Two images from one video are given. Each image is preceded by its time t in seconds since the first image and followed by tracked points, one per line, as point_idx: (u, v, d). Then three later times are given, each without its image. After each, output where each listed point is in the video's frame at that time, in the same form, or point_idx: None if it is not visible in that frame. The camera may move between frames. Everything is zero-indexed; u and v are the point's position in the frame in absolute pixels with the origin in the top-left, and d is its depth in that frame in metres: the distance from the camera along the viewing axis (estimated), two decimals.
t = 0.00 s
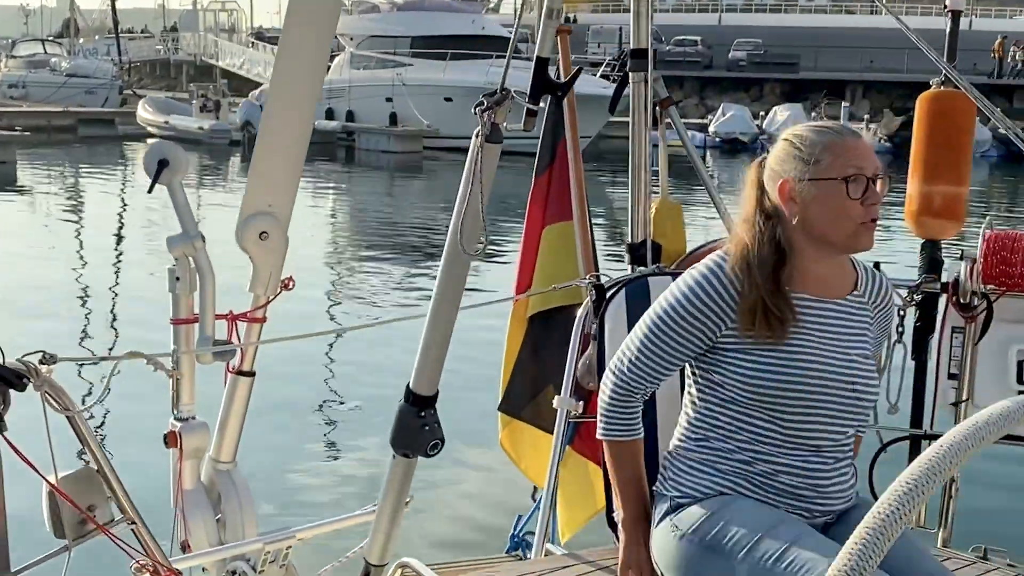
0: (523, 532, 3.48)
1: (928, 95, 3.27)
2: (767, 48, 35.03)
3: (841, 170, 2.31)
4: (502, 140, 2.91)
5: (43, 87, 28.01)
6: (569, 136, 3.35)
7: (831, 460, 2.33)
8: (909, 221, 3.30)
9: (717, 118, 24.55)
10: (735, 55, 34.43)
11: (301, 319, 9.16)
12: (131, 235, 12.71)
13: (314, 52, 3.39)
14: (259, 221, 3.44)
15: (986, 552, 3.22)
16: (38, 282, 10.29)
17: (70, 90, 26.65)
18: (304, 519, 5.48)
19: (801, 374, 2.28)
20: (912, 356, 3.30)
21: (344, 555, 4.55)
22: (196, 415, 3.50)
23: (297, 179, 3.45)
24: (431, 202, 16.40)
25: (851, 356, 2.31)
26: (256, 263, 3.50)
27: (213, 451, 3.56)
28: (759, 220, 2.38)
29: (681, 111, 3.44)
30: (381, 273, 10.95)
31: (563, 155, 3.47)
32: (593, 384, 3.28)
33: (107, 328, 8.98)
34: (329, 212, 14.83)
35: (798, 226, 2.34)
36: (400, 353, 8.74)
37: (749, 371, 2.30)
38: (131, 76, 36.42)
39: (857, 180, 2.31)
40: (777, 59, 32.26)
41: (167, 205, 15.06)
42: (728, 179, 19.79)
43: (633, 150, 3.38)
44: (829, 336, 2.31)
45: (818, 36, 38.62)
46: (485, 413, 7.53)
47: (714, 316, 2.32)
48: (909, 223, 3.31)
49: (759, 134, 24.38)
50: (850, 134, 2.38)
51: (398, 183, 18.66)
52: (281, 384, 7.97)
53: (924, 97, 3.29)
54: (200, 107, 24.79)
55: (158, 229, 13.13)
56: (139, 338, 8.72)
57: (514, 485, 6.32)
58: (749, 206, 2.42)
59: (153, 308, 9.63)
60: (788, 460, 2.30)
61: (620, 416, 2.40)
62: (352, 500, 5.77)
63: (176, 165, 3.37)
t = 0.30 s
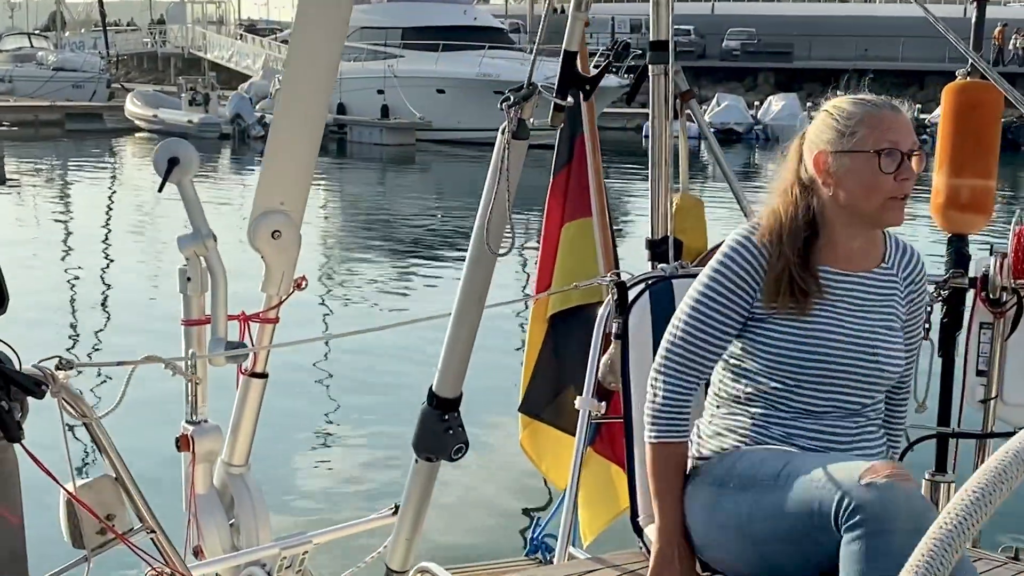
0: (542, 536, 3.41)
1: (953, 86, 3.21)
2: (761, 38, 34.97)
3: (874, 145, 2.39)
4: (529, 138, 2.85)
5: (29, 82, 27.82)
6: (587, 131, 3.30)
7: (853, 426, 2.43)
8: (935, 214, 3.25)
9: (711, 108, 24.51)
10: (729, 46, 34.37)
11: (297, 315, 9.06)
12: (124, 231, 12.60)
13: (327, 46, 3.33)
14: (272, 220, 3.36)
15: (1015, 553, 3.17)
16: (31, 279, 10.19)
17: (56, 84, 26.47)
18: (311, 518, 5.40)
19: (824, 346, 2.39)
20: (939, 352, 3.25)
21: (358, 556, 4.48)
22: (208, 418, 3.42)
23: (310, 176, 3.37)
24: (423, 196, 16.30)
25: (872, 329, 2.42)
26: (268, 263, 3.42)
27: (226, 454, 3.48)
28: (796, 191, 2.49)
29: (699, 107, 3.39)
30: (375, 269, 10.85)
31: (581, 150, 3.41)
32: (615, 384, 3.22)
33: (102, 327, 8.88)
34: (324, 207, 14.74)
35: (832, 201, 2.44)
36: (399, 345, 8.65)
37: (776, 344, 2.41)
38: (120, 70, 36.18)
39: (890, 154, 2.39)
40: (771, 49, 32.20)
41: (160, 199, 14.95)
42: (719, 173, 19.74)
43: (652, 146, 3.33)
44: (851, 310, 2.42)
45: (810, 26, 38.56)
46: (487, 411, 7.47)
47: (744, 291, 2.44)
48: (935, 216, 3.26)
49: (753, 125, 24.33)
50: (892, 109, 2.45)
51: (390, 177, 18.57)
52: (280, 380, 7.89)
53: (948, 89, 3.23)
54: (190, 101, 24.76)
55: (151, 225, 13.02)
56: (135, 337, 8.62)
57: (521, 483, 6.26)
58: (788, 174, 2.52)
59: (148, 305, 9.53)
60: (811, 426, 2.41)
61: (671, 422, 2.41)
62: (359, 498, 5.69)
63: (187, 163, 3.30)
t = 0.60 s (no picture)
0: (556, 534, 3.37)
1: (972, 75, 3.17)
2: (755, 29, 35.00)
3: (848, 151, 2.43)
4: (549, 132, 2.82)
5: (16, 74, 27.65)
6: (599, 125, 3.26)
7: (827, 426, 2.46)
8: (954, 204, 3.22)
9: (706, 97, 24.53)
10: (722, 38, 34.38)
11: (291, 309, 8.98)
12: (115, 226, 12.49)
13: (336, 39, 3.27)
14: (281, 215, 3.30)
15: None
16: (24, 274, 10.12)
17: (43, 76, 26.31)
18: (315, 512, 5.35)
19: (800, 350, 2.42)
20: (957, 345, 3.23)
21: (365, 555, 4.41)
22: (216, 417, 3.36)
23: (319, 171, 3.31)
24: (414, 187, 16.22)
25: (842, 333, 2.46)
26: (277, 259, 3.37)
27: (235, 454, 3.43)
28: (771, 196, 2.52)
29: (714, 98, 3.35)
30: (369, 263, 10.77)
31: (594, 142, 3.37)
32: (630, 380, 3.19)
33: (94, 322, 8.80)
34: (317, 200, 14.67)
35: (804, 206, 2.47)
36: (393, 335, 8.57)
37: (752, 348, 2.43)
38: (106, 62, 35.94)
39: (863, 160, 2.43)
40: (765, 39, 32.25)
41: (149, 193, 14.84)
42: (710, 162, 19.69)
43: (667, 139, 3.29)
44: (823, 314, 2.46)
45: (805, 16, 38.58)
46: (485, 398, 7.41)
47: (720, 295, 2.46)
48: (954, 209, 3.23)
49: (746, 115, 24.32)
50: (865, 114, 2.49)
51: (380, 168, 18.48)
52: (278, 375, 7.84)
53: (966, 77, 3.19)
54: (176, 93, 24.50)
55: (140, 219, 12.92)
56: (128, 332, 8.54)
57: (522, 470, 6.20)
58: (763, 178, 2.55)
59: (140, 299, 9.44)
60: (787, 429, 2.44)
61: (655, 429, 2.42)
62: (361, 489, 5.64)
63: (194, 158, 3.26)
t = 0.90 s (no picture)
0: (564, 530, 3.31)
1: (987, 61, 3.12)
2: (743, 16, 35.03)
3: (813, 146, 2.45)
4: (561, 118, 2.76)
5: None
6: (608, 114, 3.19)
7: (833, 411, 2.42)
8: (969, 193, 3.17)
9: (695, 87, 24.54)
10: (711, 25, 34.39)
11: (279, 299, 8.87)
12: (99, 218, 12.36)
13: (338, 24, 3.18)
14: (282, 206, 3.22)
15: None
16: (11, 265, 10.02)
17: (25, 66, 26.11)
18: (313, 500, 5.26)
19: (790, 336, 2.41)
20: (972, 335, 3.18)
21: (363, 554, 4.33)
22: (217, 412, 3.30)
23: (321, 161, 3.23)
24: (402, 178, 16.16)
25: (831, 315, 2.46)
26: (277, 250, 3.29)
27: (235, 449, 3.36)
28: (738, 196, 2.53)
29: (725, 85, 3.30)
30: (358, 255, 10.67)
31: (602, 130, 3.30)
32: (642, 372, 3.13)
33: (80, 316, 8.68)
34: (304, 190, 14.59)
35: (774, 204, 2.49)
36: (384, 319, 8.48)
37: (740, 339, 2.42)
38: (89, 51, 35.71)
39: (830, 153, 2.45)
40: (752, 26, 32.26)
41: (133, 185, 14.70)
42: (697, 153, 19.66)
43: (677, 127, 3.22)
44: (809, 300, 2.46)
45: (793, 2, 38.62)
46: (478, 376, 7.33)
47: (697, 295, 2.47)
48: (968, 197, 3.18)
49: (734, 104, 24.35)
50: (827, 110, 2.51)
51: (366, 159, 18.37)
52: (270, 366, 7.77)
53: (981, 64, 3.14)
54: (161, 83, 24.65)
55: (125, 211, 12.80)
56: (114, 325, 8.43)
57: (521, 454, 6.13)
58: (728, 180, 2.56)
59: (127, 293, 9.33)
60: (790, 420, 2.40)
61: (645, 426, 2.38)
62: (359, 475, 5.56)
63: (193, 147, 3.18)
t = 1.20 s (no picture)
0: (564, 530, 3.27)
1: (992, 53, 3.08)
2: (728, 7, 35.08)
3: (820, 149, 2.50)
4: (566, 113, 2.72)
5: None
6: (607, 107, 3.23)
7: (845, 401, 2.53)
8: (974, 186, 3.13)
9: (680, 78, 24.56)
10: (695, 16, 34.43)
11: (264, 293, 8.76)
12: (81, 212, 12.21)
13: (332, 16, 3.11)
14: (276, 201, 3.15)
15: None
16: None
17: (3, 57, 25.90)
18: (304, 499, 5.17)
19: (801, 335, 2.51)
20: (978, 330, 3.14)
21: (357, 556, 4.26)
22: (211, 412, 3.23)
23: (315, 156, 3.17)
24: (386, 170, 16.10)
25: (843, 313, 2.56)
26: (271, 247, 3.23)
27: (229, 450, 3.29)
28: (745, 198, 2.59)
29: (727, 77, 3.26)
30: (343, 250, 10.56)
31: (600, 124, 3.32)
32: (644, 371, 3.09)
33: (60, 311, 8.56)
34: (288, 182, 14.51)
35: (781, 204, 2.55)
36: (371, 313, 8.37)
37: (753, 338, 2.51)
38: (68, 42, 35.46)
39: (837, 157, 2.50)
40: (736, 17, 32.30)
41: (113, 178, 14.54)
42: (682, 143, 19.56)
43: (678, 120, 3.18)
44: (819, 298, 2.56)
45: None
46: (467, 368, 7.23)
47: (712, 298, 2.54)
48: (974, 189, 3.13)
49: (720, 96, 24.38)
50: (832, 112, 2.56)
51: (351, 151, 18.20)
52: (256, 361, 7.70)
53: (986, 56, 3.10)
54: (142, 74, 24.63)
55: (106, 205, 12.65)
56: (97, 321, 8.31)
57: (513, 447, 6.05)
58: (736, 181, 2.63)
59: (109, 288, 9.20)
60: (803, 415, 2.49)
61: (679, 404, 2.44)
62: (350, 473, 5.47)
63: (185, 141, 3.11)
